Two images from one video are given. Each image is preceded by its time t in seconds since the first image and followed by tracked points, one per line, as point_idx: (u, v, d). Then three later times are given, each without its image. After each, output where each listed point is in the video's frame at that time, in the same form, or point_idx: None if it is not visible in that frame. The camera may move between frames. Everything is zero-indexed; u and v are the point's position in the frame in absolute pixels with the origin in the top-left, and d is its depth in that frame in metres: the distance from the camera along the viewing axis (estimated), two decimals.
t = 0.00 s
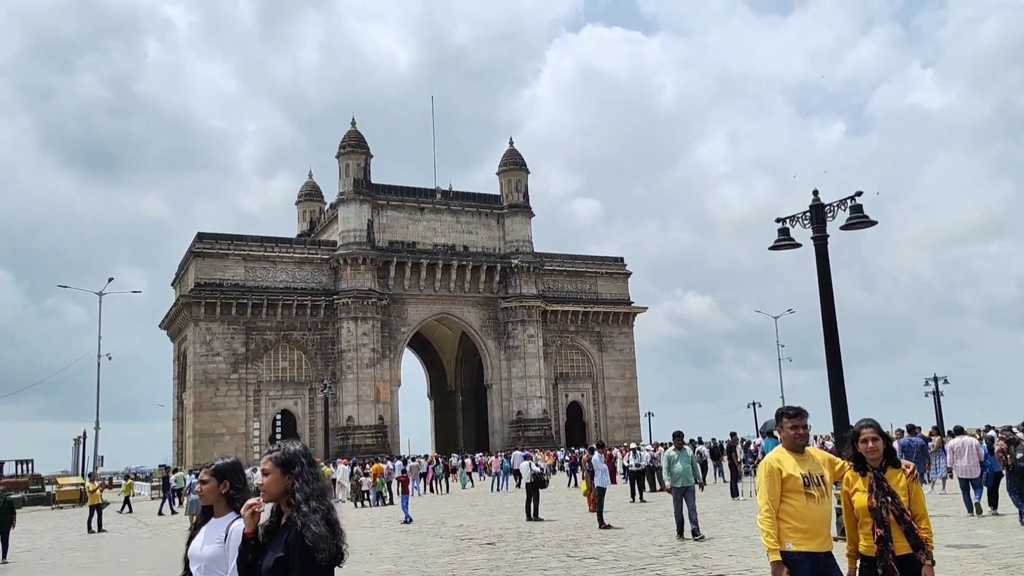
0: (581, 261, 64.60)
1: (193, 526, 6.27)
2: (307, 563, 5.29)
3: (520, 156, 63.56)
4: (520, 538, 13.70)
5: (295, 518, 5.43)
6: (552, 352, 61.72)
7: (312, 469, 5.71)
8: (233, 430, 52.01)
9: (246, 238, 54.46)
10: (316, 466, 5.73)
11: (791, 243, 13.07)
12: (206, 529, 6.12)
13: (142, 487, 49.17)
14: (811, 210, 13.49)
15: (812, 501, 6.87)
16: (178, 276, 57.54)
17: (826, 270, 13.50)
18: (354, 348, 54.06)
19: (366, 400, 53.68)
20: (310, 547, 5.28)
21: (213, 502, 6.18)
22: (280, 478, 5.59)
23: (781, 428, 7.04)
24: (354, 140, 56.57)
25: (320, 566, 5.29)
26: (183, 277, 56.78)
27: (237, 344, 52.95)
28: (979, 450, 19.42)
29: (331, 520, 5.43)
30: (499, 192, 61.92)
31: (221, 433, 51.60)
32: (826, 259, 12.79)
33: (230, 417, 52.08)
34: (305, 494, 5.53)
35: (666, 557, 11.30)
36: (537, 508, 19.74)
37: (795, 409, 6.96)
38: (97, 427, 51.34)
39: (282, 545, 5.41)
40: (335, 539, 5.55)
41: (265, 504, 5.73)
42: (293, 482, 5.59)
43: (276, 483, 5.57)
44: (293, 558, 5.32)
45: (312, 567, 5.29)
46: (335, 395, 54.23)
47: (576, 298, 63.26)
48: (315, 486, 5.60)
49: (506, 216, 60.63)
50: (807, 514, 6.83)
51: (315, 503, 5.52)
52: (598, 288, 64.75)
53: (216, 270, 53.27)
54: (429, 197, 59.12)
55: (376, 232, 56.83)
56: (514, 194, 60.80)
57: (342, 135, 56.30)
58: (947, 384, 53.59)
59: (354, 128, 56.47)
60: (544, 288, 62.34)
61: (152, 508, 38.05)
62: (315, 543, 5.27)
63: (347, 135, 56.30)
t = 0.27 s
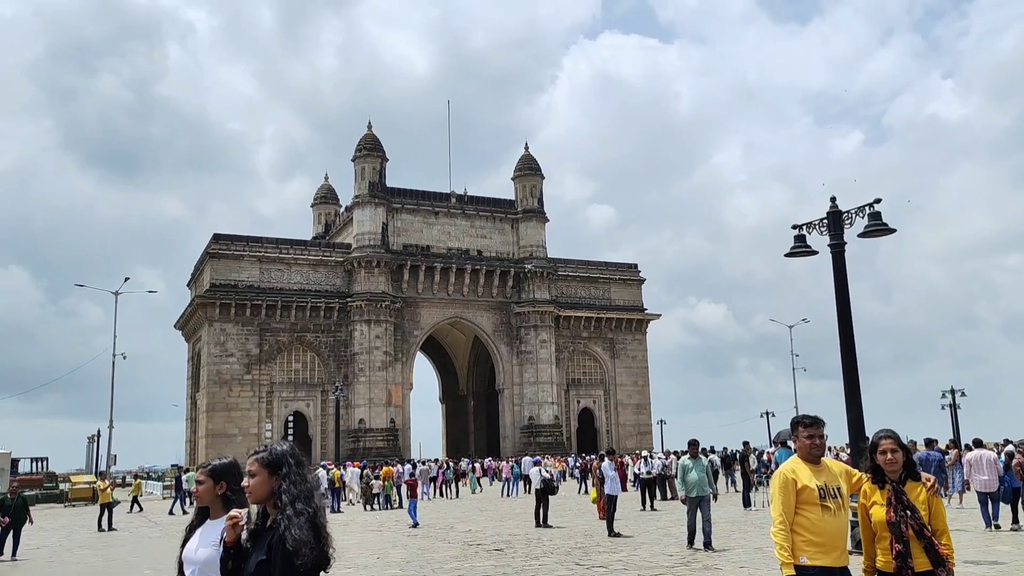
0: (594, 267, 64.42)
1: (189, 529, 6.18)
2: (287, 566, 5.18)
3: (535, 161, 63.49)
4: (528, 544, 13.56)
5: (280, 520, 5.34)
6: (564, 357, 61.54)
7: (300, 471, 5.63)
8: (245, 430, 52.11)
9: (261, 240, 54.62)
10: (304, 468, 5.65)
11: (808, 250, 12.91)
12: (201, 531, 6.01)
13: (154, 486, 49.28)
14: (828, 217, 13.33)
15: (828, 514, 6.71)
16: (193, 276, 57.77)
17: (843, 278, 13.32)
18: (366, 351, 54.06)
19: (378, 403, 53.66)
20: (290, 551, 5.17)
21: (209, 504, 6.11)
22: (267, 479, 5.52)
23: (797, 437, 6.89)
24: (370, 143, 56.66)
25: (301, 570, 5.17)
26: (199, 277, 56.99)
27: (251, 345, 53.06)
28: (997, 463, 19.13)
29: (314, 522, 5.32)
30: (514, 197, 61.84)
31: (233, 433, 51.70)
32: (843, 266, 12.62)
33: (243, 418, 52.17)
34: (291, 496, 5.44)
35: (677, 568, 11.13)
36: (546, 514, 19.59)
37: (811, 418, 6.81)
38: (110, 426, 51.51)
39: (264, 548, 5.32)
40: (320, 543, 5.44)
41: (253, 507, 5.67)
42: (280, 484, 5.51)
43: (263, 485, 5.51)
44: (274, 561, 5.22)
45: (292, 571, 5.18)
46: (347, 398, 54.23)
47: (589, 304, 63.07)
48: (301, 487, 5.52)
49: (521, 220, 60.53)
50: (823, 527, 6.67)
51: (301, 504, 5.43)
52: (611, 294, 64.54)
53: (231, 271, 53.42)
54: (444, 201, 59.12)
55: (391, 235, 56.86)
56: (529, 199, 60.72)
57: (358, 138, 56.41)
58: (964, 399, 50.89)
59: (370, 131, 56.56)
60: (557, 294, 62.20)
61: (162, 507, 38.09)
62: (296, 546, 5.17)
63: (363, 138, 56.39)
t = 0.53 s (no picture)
0: (608, 266, 64.26)
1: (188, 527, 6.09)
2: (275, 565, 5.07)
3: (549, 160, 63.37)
4: (538, 544, 13.46)
5: (270, 518, 5.24)
6: (576, 357, 61.42)
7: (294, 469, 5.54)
8: (258, 426, 52.22)
9: (275, 236, 54.73)
10: (298, 468, 5.56)
11: (825, 250, 12.75)
12: (200, 530, 5.92)
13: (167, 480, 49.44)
14: (847, 216, 13.15)
15: (846, 521, 6.57)
16: (208, 272, 57.96)
17: (860, 279, 13.16)
18: (379, 348, 54.08)
19: (390, 400, 53.65)
20: (278, 551, 5.06)
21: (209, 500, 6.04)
22: (261, 476, 5.45)
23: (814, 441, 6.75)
24: (385, 141, 56.69)
25: (288, 571, 5.06)
26: (214, 273, 57.19)
27: (265, 341, 53.20)
28: (1017, 470, 18.89)
29: (305, 522, 5.21)
30: (528, 195, 61.75)
31: (246, 428, 51.83)
32: (860, 267, 12.46)
33: (256, 414, 52.29)
34: (285, 494, 5.35)
35: (689, 571, 11.00)
36: (557, 514, 19.48)
37: (829, 422, 6.67)
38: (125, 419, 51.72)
39: (252, 548, 5.21)
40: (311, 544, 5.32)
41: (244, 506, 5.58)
42: (274, 482, 5.43)
43: (257, 483, 5.43)
44: (261, 560, 5.10)
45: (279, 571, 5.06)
46: (360, 394, 54.27)
47: (602, 303, 62.92)
48: (294, 486, 5.42)
49: (534, 219, 60.42)
50: (841, 534, 6.52)
51: (293, 502, 5.33)
52: (624, 294, 64.33)
53: (246, 266, 53.57)
54: (458, 199, 59.08)
55: (404, 232, 56.86)
56: (543, 198, 60.60)
57: (373, 135, 56.44)
58: (980, 400, 52.77)
59: (385, 129, 56.58)
60: (570, 292, 62.08)
61: (173, 501, 38.19)
62: (285, 546, 5.07)
63: (378, 136, 56.42)
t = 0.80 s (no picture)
0: (620, 261, 64.02)
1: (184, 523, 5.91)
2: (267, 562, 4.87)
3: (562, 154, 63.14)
4: (548, 540, 13.34)
5: (262, 515, 5.05)
6: (588, 351, 61.26)
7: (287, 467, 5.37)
8: (270, 418, 52.34)
9: (288, 229, 54.78)
10: (291, 466, 5.39)
11: (842, 244, 12.56)
12: (196, 526, 5.73)
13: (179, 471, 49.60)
14: (864, 209, 12.97)
15: (864, 521, 6.41)
16: (221, 265, 58.10)
17: (877, 273, 12.96)
18: (391, 342, 54.07)
19: (402, 393, 53.66)
20: (271, 548, 4.87)
21: (203, 496, 5.87)
22: (253, 472, 5.25)
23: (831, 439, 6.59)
24: (397, 134, 56.60)
25: (280, 569, 4.87)
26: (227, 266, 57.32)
27: (277, 334, 53.29)
28: None
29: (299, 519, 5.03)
30: (540, 189, 61.55)
31: (259, 421, 51.96)
32: (878, 261, 12.27)
33: (268, 406, 52.41)
34: (278, 492, 5.17)
35: (700, 569, 10.86)
36: (567, 509, 19.35)
37: (847, 419, 6.51)
38: (138, 411, 51.88)
39: (242, 545, 5.01)
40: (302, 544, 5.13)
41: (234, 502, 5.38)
42: (268, 479, 5.25)
43: (248, 478, 5.24)
44: (252, 558, 4.91)
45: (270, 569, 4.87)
46: (372, 388, 54.30)
47: (614, 298, 62.70)
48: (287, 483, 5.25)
49: (547, 213, 60.23)
50: (860, 535, 6.37)
51: (287, 500, 5.15)
52: (637, 289, 64.11)
53: (258, 260, 53.65)
54: (470, 193, 58.96)
55: (417, 226, 56.79)
56: (555, 192, 60.38)
57: (386, 128, 56.38)
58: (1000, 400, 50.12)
59: (398, 122, 56.52)
60: (582, 287, 61.89)
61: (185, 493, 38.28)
62: (278, 543, 4.87)
63: (390, 129, 56.33)
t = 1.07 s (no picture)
0: (631, 257, 63.82)
1: (175, 520, 5.69)
2: (258, 561, 4.71)
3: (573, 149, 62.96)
4: (557, 537, 13.22)
5: (248, 513, 4.87)
6: (599, 348, 61.12)
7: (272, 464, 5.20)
8: (281, 413, 52.44)
9: (299, 225, 54.83)
10: (275, 464, 5.22)
11: (857, 238, 12.39)
12: (186, 521, 5.48)
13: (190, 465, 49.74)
14: (880, 204, 12.81)
15: (883, 522, 6.22)
16: (233, 260, 58.23)
17: (893, 269, 12.79)
18: (401, 338, 54.05)
19: (412, 389, 53.65)
20: (261, 546, 4.72)
21: (194, 493, 5.69)
22: (236, 467, 5.05)
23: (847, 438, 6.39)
24: (408, 129, 56.54)
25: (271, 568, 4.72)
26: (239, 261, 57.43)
27: (288, 329, 53.35)
28: None
29: (289, 517, 4.88)
30: (551, 185, 61.40)
31: (270, 416, 52.06)
32: (894, 256, 12.09)
33: (279, 401, 52.48)
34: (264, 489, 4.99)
35: (711, 567, 10.72)
36: (577, 506, 19.23)
37: (865, 415, 6.33)
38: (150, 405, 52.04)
39: (226, 543, 4.82)
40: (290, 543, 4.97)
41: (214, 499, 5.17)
42: (252, 475, 5.06)
43: (232, 474, 5.04)
44: (239, 557, 4.74)
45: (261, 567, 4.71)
46: (382, 383, 54.32)
47: (625, 295, 62.52)
48: (274, 480, 5.09)
49: (558, 209, 60.07)
50: (878, 537, 6.17)
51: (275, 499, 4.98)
52: (648, 286, 63.88)
53: (270, 255, 53.72)
54: (481, 189, 58.85)
55: (427, 222, 56.72)
56: (566, 187, 60.22)
57: (397, 124, 56.33)
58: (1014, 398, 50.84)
59: (409, 118, 56.45)
60: (593, 283, 61.72)
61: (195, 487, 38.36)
62: (269, 541, 4.72)
63: (401, 125, 56.28)
